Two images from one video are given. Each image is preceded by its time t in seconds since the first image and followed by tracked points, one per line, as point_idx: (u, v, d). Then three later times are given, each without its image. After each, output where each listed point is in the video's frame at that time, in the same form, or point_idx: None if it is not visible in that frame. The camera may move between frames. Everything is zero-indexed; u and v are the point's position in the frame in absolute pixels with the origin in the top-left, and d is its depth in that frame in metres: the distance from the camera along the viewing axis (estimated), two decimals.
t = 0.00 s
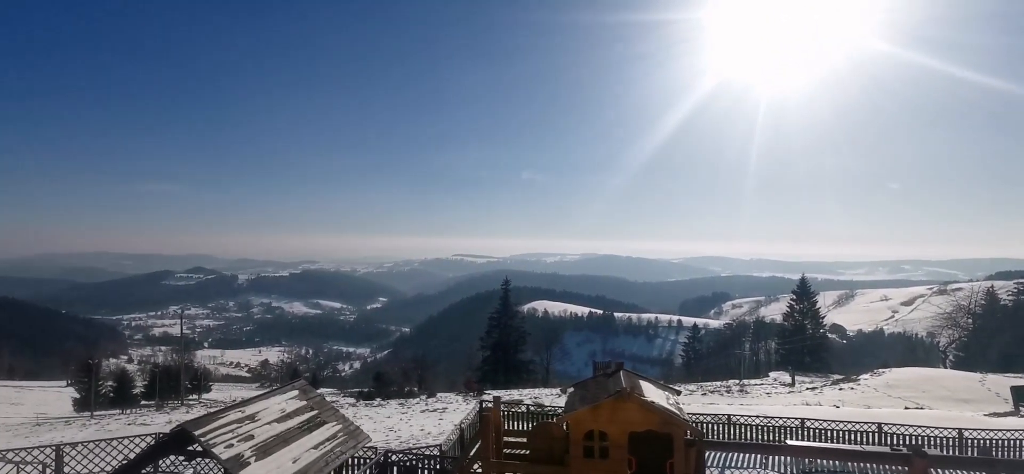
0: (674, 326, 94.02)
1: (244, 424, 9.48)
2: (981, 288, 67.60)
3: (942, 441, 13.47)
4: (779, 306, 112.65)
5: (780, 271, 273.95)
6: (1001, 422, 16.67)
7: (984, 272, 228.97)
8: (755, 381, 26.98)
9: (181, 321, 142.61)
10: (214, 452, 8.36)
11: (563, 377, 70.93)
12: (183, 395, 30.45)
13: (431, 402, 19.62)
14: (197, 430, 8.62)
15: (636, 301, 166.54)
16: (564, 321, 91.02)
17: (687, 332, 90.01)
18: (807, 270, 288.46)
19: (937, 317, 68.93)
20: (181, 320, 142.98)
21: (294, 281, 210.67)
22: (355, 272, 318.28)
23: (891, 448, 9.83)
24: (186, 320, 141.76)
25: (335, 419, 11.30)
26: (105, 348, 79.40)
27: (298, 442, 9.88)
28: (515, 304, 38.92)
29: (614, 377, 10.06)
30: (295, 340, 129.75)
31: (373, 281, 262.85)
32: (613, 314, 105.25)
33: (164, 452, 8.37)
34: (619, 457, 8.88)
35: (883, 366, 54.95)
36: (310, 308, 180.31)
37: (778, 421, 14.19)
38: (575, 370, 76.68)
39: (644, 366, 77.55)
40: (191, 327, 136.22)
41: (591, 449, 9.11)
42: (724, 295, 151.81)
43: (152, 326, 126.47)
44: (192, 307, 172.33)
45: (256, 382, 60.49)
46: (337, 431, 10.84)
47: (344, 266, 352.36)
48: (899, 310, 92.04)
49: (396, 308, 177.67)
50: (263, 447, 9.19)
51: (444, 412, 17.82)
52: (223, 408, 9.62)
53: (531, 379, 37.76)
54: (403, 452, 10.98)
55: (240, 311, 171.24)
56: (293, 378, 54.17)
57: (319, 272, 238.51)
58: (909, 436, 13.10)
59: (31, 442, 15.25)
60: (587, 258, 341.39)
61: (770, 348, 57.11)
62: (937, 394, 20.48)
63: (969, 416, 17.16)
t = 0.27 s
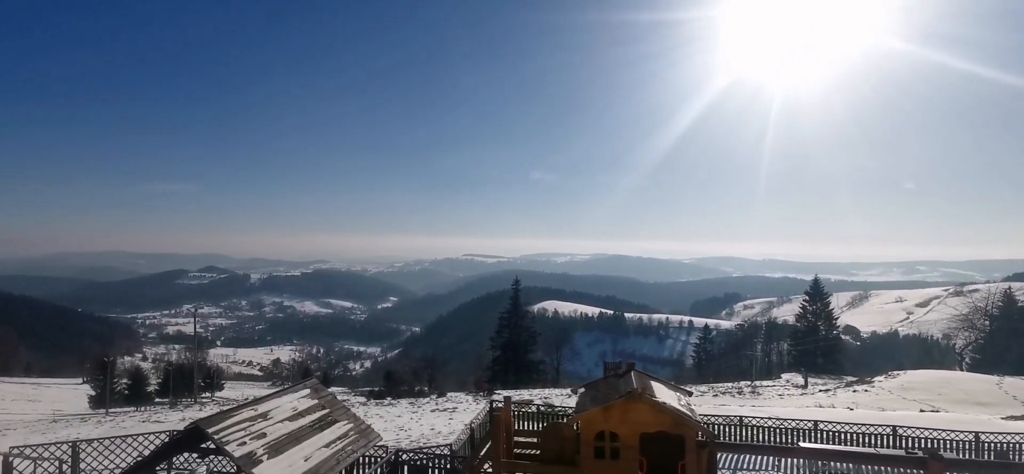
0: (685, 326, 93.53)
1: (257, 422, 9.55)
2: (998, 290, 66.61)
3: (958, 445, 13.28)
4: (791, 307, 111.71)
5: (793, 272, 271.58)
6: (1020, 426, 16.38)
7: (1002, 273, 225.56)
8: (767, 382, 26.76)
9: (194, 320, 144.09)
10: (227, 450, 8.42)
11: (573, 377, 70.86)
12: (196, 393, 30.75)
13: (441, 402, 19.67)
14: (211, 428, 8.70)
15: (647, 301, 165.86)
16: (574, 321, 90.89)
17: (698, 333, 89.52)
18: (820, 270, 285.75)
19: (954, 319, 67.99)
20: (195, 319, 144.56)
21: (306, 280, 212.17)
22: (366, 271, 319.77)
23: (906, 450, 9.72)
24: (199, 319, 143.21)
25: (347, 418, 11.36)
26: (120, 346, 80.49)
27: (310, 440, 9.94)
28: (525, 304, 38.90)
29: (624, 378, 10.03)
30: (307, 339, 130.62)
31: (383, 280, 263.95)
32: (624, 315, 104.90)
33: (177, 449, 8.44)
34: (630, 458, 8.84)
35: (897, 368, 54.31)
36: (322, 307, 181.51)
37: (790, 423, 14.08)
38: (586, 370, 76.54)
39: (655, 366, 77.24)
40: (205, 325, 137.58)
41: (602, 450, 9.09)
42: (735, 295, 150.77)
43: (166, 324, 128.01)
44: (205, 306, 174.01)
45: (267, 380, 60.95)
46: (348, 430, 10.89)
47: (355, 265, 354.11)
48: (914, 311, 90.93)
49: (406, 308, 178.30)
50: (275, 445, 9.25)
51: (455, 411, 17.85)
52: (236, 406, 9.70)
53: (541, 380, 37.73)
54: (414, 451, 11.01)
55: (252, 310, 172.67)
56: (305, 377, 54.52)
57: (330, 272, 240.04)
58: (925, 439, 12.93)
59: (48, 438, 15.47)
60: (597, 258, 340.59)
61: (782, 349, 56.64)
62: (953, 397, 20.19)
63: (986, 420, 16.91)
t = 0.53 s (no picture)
0: (694, 327, 93.13)
1: (267, 421, 9.62)
2: (1012, 290, 65.88)
3: (972, 447, 13.13)
4: (801, 308, 111.00)
5: (803, 272, 269.61)
6: None
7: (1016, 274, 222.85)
8: (777, 383, 26.59)
9: (205, 319, 145.25)
10: (238, 448, 8.48)
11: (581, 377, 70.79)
12: (206, 392, 30.97)
13: (449, 402, 19.70)
14: (222, 425, 8.76)
15: (655, 301, 165.31)
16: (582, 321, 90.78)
17: (707, 333, 89.13)
18: (831, 271, 283.66)
19: (967, 320, 67.29)
20: (205, 318, 145.73)
21: (314, 280, 213.27)
22: (374, 271, 321.00)
23: (918, 451, 9.65)
24: (209, 318, 144.36)
25: (356, 417, 11.39)
26: (132, 345, 81.29)
27: (320, 439, 9.98)
28: (533, 304, 38.90)
29: (634, 378, 9.99)
30: (316, 339, 131.37)
31: (392, 280, 264.89)
32: (632, 315, 104.62)
33: (189, 447, 8.53)
34: (640, 458, 8.80)
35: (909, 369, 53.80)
36: (331, 307, 182.38)
37: (800, 425, 13.99)
38: (594, 370, 76.41)
39: (664, 367, 76.99)
40: (215, 325, 138.66)
41: (611, 450, 9.08)
42: (745, 296, 149.95)
43: (177, 323, 129.05)
44: (216, 305, 175.39)
45: (276, 379, 61.27)
46: (357, 429, 10.93)
47: (364, 265, 355.50)
48: (926, 312, 90.05)
49: (415, 308, 178.84)
50: (285, 444, 9.30)
51: (463, 411, 17.87)
52: (246, 405, 9.78)
53: (549, 379, 37.70)
54: (422, 452, 11.02)
55: (262, 309, 173.85)
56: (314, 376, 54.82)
57: (338, 272, 241.21)
58: (939, 442, 12.78)
59: (61, 436, 15.64)
60: (605, 258, 339.80)
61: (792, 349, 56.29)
62: (965, 399, 20.02)
63: (999, 422, 16.72)
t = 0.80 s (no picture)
0: (706, 327, 92.59)
1: (281, 419, 9.69)
2: None
3: (991, 449, 12.92)
4: (815, 308, 109.96)
5: (818, 272, 267.01)
6: None
7: None
8: (790, 384, 26.37)
9: (219, 319, 146.78)
10: (253, 446, 8.57)
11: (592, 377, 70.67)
12: (221, 391, 31.30)
13: (460, 401, 19.74)
14: (236, 424, 8.85)
15: (666, 302, 164.57)
16: (594, 321, 90.60)
17: (720, 333, 88.57)
18: (845, 271, 280.59)
19: (985, 321, 66.24)
20: (220, 317, 147.28)
21: (326, 280, 214.80)
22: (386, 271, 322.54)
23: (935, 454, 9.52)
24: (223, 318, 145.88)
25: (368, 416, 11.45)
26: (148, 344, 82.34)
27: (332, 437, 10.05)
28: (544, 304, 38.87)
29: (646, 378, 9.95)
30: (328, 338, 132.32)
31: (403, 280, 266.12)
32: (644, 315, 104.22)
33: (204, 444, 8.63)
34: (652, 459, 8.77)
35: (926, 370, 53.08)
36: (343, 306, 183.49)
37: (815, 427, 13.88)
38: (605, 371, 76.20)
39: (676, 367, 76.60)
40: (229, 324, 140.13)
41: (623, 451, 9.04)
42: (758, 296, 148.71)
43: (192, 323, 130.47)
44: (230, 304, 177.20)
45: (290, 378, 61.80)
46: (369, 428, 10.98)
47: (376, 265, 357.40)
48: (943, 313, 88.79)
49: (426, 307, 179.42)
50: (298, 442, 9.37)
51: (474, 411, 17.89)
52: (260, 403, 9.86)
53: (560, 379, 37.66)
54: (434, 451, 11.05)
55: (275, 309, 175.39)
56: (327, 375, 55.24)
57: (350, 272, 242.67)
58: (957, 444, 12.62)
59: (78, 433, 15.86)
60: (617, 258, 338.74)
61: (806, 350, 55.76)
62: (983, 401, 19.70)
63: (1019, 424, 16.43)
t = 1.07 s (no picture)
0: (715, 328, 92.11)
1: (291, 419, 9.73)
2: None
3: (1006, 452, 12.75)
4: (825, 309, 109.11)
5: (829, 273, 264.94)
6: None
7: None
8: (801, 386, 26.18)
9: (229, 318, 147.81)
10: (263, 444, 8.62)
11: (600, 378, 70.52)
12: (231, 389, 31.52)
13: (469, 401, 19.74)
14: (247, 423, 8.90)
15: (675, 302, 163.91)
16: (602, 322, 90.41)
17: (729, 334, 88.13)
18: (857, 272, 278.15)
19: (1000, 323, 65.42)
20: (230, 316, 148.32)
21: (335, 279, 215.72)
22: (395, 271, 323.58)
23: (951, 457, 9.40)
24: (233, 317, 146.86)
25: (378, 415, 11.47)
26: (160, 342, 83.13)
27: (342, 437, 10.08)
28: (553, 305, 38.84)
29: (655, 378, 9.93)
30: (337, 338, 132.91)
31: (412, 280, 266.84)
32: (652, 315, 103.90)
33: (215, 443, 8.69)
34: (662, 460, 8.74)
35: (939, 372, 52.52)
36: (352, 306, 184.25)
37: (827, 428, 13.78)
38: (613, 372, 75.98)
39: (685, 368, 76.28)
40: (239, 323, 141.07)
41: (633, 451, 9.01)
42: (768, 297, 147.77)
43: (203, 322, 131.42)
44: (240, 304, 178.38)
45: (299, 377, 62.11)
46: (379, 427, 11.01)
47: (384, 265, 358.68)
48: (957, 314, 87.80)
49: (434, 307, 179.79)
50: (309, 441, 9.41)
51: (483, 411, 17.88)
52: (271, 402, 9.90)
53: (569, 380, 37.60)
54: (443, 450, 11.05)
55: (284, 308, 176.38)
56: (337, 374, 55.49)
57: (358, 271, 243.68)
58: (971, 447, 12.48)
59: (92, 431, 16.03)
60: (625, 259, 337.85)
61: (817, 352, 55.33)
62: (998, 403, 19.44)
63: None
